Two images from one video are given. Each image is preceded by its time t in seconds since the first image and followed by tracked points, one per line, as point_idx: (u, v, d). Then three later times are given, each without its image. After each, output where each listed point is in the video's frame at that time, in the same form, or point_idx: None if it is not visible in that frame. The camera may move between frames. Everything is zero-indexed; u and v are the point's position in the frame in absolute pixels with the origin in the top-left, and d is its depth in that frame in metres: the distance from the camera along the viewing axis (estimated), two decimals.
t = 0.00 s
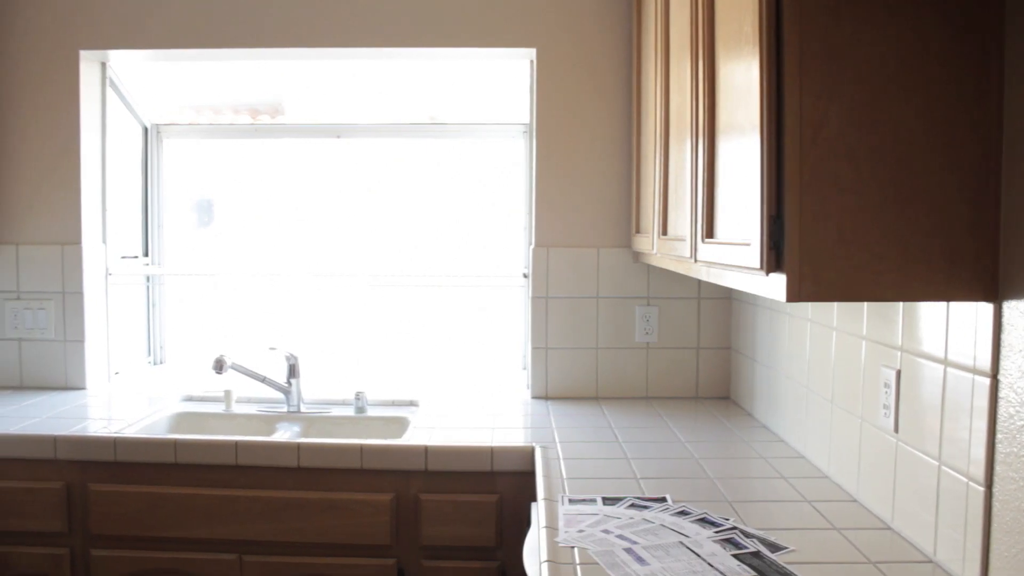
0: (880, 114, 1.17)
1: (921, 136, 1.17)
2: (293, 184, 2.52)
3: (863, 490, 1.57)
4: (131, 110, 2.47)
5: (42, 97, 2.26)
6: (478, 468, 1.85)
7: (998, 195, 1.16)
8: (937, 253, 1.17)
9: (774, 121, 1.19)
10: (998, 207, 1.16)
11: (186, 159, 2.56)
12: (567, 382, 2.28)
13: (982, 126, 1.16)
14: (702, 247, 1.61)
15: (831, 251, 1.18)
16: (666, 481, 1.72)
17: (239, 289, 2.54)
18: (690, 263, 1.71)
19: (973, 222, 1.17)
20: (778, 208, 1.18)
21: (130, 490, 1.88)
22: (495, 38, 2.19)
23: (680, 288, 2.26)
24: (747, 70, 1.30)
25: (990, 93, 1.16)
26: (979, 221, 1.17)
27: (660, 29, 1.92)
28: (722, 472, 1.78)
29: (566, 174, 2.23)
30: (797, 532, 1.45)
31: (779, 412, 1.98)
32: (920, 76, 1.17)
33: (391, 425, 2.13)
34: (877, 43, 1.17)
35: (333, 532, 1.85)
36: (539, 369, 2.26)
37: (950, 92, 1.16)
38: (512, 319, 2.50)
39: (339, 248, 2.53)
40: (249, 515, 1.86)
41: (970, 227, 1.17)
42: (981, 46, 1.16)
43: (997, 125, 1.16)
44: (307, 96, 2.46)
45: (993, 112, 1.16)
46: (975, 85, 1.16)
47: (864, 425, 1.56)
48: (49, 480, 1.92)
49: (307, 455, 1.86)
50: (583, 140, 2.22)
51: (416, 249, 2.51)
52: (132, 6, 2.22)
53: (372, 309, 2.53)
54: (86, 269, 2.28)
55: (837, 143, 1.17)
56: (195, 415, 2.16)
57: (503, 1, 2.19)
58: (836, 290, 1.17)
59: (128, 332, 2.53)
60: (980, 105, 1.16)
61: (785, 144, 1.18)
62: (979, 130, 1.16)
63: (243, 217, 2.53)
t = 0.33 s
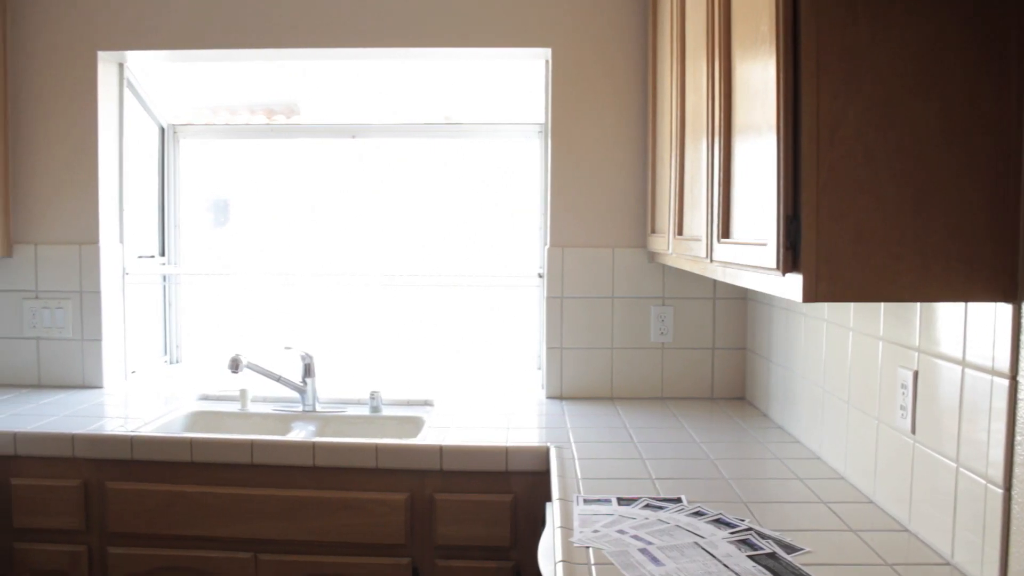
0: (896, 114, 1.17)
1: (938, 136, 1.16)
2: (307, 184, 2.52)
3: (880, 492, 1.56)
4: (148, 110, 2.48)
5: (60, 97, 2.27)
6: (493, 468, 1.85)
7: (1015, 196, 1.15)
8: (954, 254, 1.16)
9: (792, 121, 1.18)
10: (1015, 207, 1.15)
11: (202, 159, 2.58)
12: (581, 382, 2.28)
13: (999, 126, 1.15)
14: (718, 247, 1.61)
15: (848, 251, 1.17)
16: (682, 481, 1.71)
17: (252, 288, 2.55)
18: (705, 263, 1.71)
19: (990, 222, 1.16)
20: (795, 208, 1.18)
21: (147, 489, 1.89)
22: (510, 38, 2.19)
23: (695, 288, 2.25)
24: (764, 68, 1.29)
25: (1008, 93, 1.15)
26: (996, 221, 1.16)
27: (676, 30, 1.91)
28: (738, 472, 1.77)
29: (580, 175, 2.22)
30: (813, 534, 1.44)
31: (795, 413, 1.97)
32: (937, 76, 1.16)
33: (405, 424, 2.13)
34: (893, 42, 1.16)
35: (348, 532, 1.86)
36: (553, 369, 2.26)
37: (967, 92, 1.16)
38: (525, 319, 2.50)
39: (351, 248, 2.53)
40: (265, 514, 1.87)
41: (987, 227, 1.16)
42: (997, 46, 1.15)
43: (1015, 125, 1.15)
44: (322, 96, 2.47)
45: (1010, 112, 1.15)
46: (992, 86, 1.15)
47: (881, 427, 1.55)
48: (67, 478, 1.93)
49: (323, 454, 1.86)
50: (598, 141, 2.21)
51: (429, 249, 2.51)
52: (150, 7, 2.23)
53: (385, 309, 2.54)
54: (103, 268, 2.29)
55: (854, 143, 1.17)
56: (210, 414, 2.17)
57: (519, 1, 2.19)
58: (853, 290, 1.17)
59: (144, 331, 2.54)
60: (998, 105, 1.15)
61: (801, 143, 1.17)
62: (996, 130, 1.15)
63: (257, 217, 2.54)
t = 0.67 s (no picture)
0: (910, 114, 1.16)
1: (953, 136, 1.16)
2: (319, 184, 2.53)
3: (894, 493, 1.55)
4: (162, 111, 2.50)
5: (75, 97, 2.28)
6: (505, 468, 1.85)
7: None
8: (970, 253, 1.16)
9: (806, 121, 1.18)
10: None
11: (215, 159, 2.59)
12: (592, 382, 2.28)
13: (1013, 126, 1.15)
14: (731, 246, 1.60)
15: (862, 250, 1.17)
16: (695, 482, 1.71)
17: (263, 288, 2.56)
18: (718, 263, 1.71)
19: (1006, 222, 1.15)
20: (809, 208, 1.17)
21: (161, 487, 1.89)
22: (523, 37, 2.19)
23: (708, 288, 2.25)
24: (777, 67, 1.29)
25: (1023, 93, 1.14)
26: (1012, 221, 1.15)
27: (689, 30, 1.91)
28: (751, 473, 1.77)
29: (592, 174, 2.22)
30: (826, 535, 1.43)
31: (808, 414, 1.96)
32: (951, 76, 1.15)
33: (418, 424, 2.14)
34: (907, 42, 1.16)
35: (360, 531, 1.86)
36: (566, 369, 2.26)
37: (982, 92, 1.15)
38: (536, 319, 2.50)
39: (362, 248, 2.54)
40: (278, 513, 1.87)
41: (1003, 227, 1.15)
42: (1010, 46, 1.14)
43: None
44: (335, 96, 2.47)
45: None
46: (1007, 85, 1.15)
47: (895, 428, 1.54)
48: (81, 476, 1.94)
49: (335, 453, 1.86)
50: (610, 141, 2.21)
51: (439, 249, 2.52)
52: (164, 8, 2.24)
53: (395, 309, 2.54)
54: (117, 268, 2.30)
55: (868, 143, 1.16)
56: (223, 413, 2.18)
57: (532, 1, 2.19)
58: (868, 290, 1.16)
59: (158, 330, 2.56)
60: (1012, 105, 1.15)
61: (815, 143, 1.17)
62: (1011, 130, 1.15)
63: (269, 216, 2.55)
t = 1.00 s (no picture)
0: (924, 115, 1.16)
1: (968, 137, 1.15)
2: (330, 184, 2.53)
3: (908, 495, 1.54)
4: (176, 111, 2.51)
5: (90, 98, 2.30)
6: (518, 468, 1.85)
7: None
8: (985, 255, 1.15)
9: (820, 121, 1.17)
10: None
11: (228, 159, 2.60)
12: (604, 382, 2.27)
13: None
14: (744, 247, 1.60)
15: (877, 250, 1.16)
16: (708, 482, 1.71)
17: (274, 287, 2.57)
18: (731, 264, 1.70)
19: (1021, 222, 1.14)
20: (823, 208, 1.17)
21: (175, 486, 1.90)
22: (536, 37, 2.19)
23: (721, 288, 2.24)
24: (792, 67, 1.28)
25: None
26: None
27: (703, 29, 1.90)
28: (763, 474, 1.76)
29: (604, 174, 2.22)
30: (839, 536, 1.43)
31: (821, 415, 1.96)
32: (966, 77, 1.15)
33: (431, 424, 2.14)
34: (920, 43, 1.15)
35: (372, 530, 1.86)
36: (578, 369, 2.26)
37: (996, 93, 1.14)
38: (548, 320, 2.50)
39: (369, 249, 2.54)
40: (291, 512, 1.88)
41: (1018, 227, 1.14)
42: None
43: None
44: (348, 96, 2.48)
45: None
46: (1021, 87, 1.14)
47: (909, 429, 1.54)
48: (96, 475, 1.95)
49: (348, 453, 1.87)
50: (623, 140, 2.21)
51: (449, 249, 2.52)
52: (178, 9, 2.25)
53: (405, 309, 2.54)
54: (130, 267, 2.31)
55: (882, 143, 1.16)
56: (237, 412, 2.19)
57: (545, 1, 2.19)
58: (883, 291, 1.15)
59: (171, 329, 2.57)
60: None
61: (829, 144, 1.16)
62: None
63: (280, 216, 2.56)
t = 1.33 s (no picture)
0: (939, 114, 1.15)
1: (983, 136, 1.14)
2: (342, 184, 2.54)
3: (923, 496, 1.53)
4: (190, 112, 2.52)
5: (104, 99, 2.31)
6: (531, 468, 1.85)
7: None
8: (1000, 254, 1.14)
9: (834, 121, 1.17)
10: None
11: (241, 159, 2.61)
12: (616, 382, 2.27)
13: None
14: (758, 247, 1.60)
15: (891, 251, 1.15)
16: (721, 483, 1.70)
17: (285, 287, 2.58)
18: (745, 264, 1.69)
19: None
20: (837, 208, 1.16)
21: (189, 485, 1.91)
22: (549, 37, 2.19)
23: (735, 288, 2.23)
24: (806, 67, 1.28)
25: None
26: None
27: (716, 28, 1.90)
28: (777, 475, 1.75)
29: (616, 173, 2.21)
30: (853, 538, 1.42)
31: (835, 416, 1.95)
32: (981, 77, 1.14)
33: (444, 424, 2.14)
34: (936, 42, 1.15)
35: (385, 530, 1.86)
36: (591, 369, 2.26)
37: (1011, 92, 1.14)
38: (559, 319, 2.50)
39: (380, 248, 2.55)
40: (304, 512, 1.88)
41: None
42: None
43: None
44: (361, 96, 2.48)
45: None
46: None
47: (924, 430, 1.53)
48: (110, 473, 1.96)
49: (361, 453, 1.87)
50: (636, 140, 2.20)
51: (460, 249, 2.52)
52: (193, 10, 2.25)
53: (415, 309, 2.54)
54: (145, 267, 2.32)
55: (897, 143, 1.15)
56: (250, 411, 2.19)
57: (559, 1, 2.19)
58: (897, 291, 1.15)
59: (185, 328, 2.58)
60: None
61: (844, 144, 1.16)
62: None
63: (293, 216, 2.56)
